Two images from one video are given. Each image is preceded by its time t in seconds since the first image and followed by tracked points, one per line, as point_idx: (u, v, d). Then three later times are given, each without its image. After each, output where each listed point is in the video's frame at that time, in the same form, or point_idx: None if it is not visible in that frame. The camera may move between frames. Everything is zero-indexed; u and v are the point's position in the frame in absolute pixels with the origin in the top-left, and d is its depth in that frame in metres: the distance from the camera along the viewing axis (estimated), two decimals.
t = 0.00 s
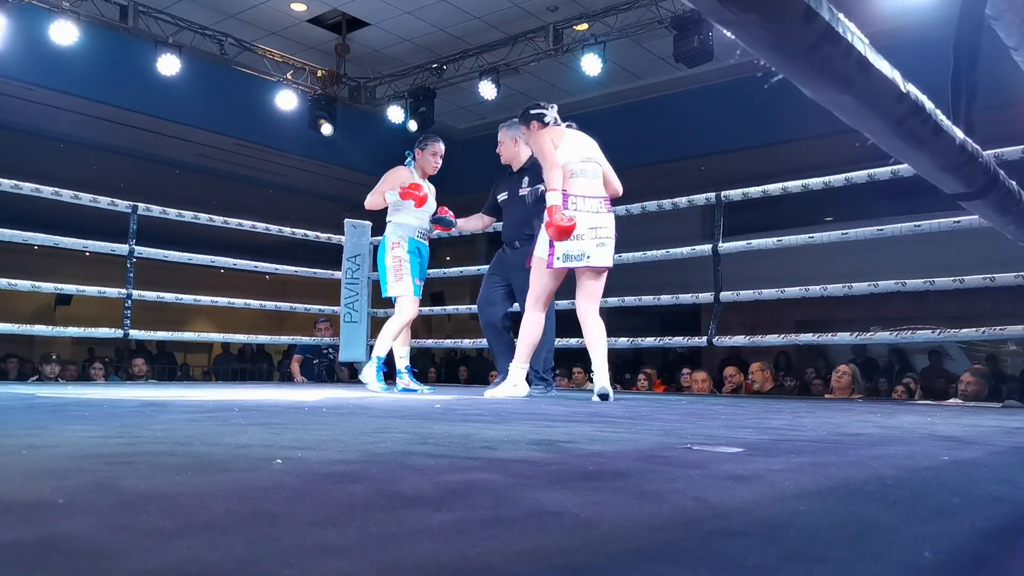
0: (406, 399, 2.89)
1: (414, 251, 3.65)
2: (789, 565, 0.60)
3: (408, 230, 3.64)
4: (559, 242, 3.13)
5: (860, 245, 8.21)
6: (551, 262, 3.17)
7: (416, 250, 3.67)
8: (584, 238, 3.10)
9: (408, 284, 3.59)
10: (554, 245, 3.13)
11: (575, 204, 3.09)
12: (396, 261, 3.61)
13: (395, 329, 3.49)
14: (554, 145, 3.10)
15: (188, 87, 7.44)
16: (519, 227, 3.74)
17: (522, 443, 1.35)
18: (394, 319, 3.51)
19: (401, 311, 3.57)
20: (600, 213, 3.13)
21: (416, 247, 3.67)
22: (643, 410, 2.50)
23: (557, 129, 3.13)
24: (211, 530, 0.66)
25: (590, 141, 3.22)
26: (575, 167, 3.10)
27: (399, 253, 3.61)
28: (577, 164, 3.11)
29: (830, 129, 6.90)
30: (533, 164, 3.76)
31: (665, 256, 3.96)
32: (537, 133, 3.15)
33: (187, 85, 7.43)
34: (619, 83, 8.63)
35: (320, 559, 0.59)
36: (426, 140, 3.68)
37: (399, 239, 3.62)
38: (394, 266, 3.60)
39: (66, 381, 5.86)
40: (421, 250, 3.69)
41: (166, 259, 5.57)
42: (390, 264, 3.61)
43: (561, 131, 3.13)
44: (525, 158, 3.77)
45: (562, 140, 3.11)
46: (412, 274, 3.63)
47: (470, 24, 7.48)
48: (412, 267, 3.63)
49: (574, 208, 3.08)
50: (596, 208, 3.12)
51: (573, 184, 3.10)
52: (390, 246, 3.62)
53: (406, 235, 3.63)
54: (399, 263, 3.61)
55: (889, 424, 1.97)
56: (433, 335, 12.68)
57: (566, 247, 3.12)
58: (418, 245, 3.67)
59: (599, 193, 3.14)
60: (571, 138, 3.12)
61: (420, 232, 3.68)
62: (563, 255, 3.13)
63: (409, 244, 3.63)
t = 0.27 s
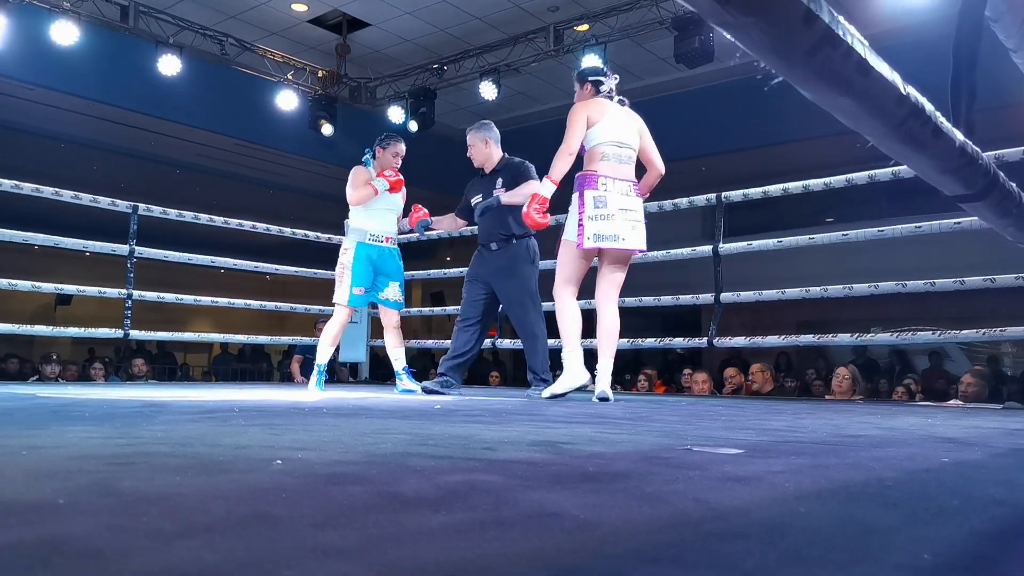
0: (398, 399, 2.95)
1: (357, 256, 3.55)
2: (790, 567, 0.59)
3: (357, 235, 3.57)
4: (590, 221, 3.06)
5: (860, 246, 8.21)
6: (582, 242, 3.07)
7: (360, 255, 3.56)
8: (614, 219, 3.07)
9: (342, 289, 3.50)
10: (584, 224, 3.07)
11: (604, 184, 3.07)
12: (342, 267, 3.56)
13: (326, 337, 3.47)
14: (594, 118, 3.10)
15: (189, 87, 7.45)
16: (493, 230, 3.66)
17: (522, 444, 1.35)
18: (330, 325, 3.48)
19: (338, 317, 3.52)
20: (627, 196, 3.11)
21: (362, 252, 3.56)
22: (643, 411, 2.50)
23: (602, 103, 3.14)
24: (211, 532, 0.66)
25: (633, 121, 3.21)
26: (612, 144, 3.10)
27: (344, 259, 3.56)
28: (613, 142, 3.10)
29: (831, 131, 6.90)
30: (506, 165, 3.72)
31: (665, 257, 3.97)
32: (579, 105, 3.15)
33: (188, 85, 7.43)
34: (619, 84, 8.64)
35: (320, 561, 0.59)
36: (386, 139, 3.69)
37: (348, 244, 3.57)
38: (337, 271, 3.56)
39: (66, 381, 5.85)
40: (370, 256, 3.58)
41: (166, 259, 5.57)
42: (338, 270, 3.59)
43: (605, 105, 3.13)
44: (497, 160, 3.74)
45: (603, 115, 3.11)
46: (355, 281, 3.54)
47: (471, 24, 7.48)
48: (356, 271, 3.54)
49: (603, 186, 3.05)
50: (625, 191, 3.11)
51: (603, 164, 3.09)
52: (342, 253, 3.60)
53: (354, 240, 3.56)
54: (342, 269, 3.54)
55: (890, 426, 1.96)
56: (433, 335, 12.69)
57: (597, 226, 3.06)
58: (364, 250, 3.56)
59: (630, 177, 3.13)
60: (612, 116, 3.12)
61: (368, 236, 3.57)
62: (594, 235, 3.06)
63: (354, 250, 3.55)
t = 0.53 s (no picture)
0: (391, 399, 3.03)
1: (326, 250, 3.53)
2: (791, 570, 0.59)
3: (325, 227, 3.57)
4: (639, 218, 2.84)
5: (861, 248, 8.21)
6: (635, 241, 2.82)
7: (330, 249, 3.55)
8: (657, 215, 2.87)
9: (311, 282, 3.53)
10: (633, 221, 2.83)
11: (639, 180, 2.89)
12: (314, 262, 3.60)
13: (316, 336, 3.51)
14: (623, 110, 2.92)
15: (190, 87, 7.46)
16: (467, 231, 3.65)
17: (522, 445, 1.35)
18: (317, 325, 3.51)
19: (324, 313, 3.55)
20: (662, 192, 2.94)
21: (331, 246, 3.55)
22: (644, 412, 2.50)
23: (634, 94, 2.96)
24: (212, 533, 0.66)
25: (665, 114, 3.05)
26: (645, 136, 2.92)
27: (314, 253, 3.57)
28: (647, 136, 2.93)
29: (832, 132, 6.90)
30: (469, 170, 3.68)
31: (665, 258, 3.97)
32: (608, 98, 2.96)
33: (189, 86, 7.44)
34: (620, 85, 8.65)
35: (322, 562, 0.59)
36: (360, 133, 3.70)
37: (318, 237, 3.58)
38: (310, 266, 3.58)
39: (67, 382, 5.84)
40: (341, 249, 3.56)
41: (166, 259, 5.56)
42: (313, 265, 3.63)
43: (637, 97, 2.96)
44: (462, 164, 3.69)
45: (635, 107, 2.93)
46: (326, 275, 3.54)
47: (473, 25, 7.49)
48: (323, 264, 3.55)
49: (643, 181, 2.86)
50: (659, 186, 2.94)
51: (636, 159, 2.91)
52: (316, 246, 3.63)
53: (323, 233, 3.56)
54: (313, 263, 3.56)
55: (891, 428, 1.96)
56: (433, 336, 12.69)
57: (646, 223, 2.84)
58: (333, 244, 3.55)
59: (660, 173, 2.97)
60: (644, 108, 2.95)
61: (334, 226, 3.56)
62: (645, 232, 2.83)
63: (323, 243, 3.55)
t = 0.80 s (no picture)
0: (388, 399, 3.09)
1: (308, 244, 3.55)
2: (790, 572, 0.59)
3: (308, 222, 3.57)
4: (688, 214, 2.77)
5: (862, 250, 8.21)
6: (687, 237, 2.75)
7: (312, 243, 3.56)
8: (706, 207, 2.80)
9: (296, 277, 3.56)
10: (683, 217, 2.76)
11: (685, 172, 2.82)
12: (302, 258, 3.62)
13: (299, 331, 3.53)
14: (655, 103, 2.87)
15: (191, 88, 7.46)
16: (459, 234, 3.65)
17: (522, 446, 1.35)
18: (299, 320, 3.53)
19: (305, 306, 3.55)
20: (707, 183, 2.87)
21: (314, 240, 3.56)
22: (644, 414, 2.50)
23: (664, 86, 2.90)
24: (212, 534, 0.66)
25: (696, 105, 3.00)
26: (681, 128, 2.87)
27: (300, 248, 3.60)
28: (684, 125, 2.87)
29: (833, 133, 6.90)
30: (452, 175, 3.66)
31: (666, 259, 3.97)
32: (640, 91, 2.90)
33: (190, 87, 7.44)
34: (620, 86, 8.66)
35: (323, 563, 0.59)
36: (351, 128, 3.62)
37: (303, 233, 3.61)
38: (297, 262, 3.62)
39: (68, 382, 5.85)
40: (323, 242, 3.56)
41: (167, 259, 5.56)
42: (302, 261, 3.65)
43: (666, 88, 2.90)
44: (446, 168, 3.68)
45: (666, 99, 2.88)
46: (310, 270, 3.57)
47: (474, 27, 7.49)
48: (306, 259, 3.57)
49: (688, 173, 2.80)
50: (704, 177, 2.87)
51: (677, 149, 2.86)
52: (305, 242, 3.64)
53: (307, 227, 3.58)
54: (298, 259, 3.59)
55: (891, 430, 1.96)
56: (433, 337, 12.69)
57: (695, 217, 2.77)
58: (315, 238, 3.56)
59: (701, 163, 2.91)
60: (677, 99, 2.90)
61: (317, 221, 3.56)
62: (696, 227, 2.77)
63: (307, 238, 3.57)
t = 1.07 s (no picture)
0: (381, 399, 3.19)
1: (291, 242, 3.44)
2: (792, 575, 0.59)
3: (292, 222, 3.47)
4: (707, 217, 2.78)
5: (863, 252, 8.20)
6: (703, 240, 2.76)
7: (297, 242, 3.45)
8: (728, 212, 2.81)
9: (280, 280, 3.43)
10: (701, 220, 2.78)
11: (708, 174, 2.83)
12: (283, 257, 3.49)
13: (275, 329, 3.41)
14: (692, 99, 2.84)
15: (192, 89, 7.46)
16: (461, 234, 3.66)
17: (523, 448, 1.35)
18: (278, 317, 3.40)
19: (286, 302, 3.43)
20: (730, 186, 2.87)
21: (298, 239, 3.45)
22: (646, 416, 2.49)
23: (700, 83, 2.88)
24: (213, 535, 0.66)
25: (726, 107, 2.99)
26: (712, 129, 2.87)
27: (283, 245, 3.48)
28: (715, 127, 2.88)
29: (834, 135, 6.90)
30: (457, 172, 3.68)
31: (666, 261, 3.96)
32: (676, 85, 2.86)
33: (191, 88, 7.45)
34: (621, 88, 8.67)
35: (325, 565, 0.59)
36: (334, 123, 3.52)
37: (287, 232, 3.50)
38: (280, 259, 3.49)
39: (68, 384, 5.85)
40: (308, 242, 3.46)
41: (168, 261, 5.56)
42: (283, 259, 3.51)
43: (702, 86, 2.88)
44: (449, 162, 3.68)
45: (701, 97, 2.86)
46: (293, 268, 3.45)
47: (475, 28, 7.50)
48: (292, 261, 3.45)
49: (712, 177, 2.81)
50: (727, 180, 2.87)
51: (704, 152, 2.86)
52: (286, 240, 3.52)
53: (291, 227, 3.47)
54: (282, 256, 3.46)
55: (893, 433, 1.96)
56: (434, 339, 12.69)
57: (715, 221, 2.78)
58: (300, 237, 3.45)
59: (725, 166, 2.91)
60: (710, 99, 2.89)
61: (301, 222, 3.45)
62: (714, 231, 2.77)
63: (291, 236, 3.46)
